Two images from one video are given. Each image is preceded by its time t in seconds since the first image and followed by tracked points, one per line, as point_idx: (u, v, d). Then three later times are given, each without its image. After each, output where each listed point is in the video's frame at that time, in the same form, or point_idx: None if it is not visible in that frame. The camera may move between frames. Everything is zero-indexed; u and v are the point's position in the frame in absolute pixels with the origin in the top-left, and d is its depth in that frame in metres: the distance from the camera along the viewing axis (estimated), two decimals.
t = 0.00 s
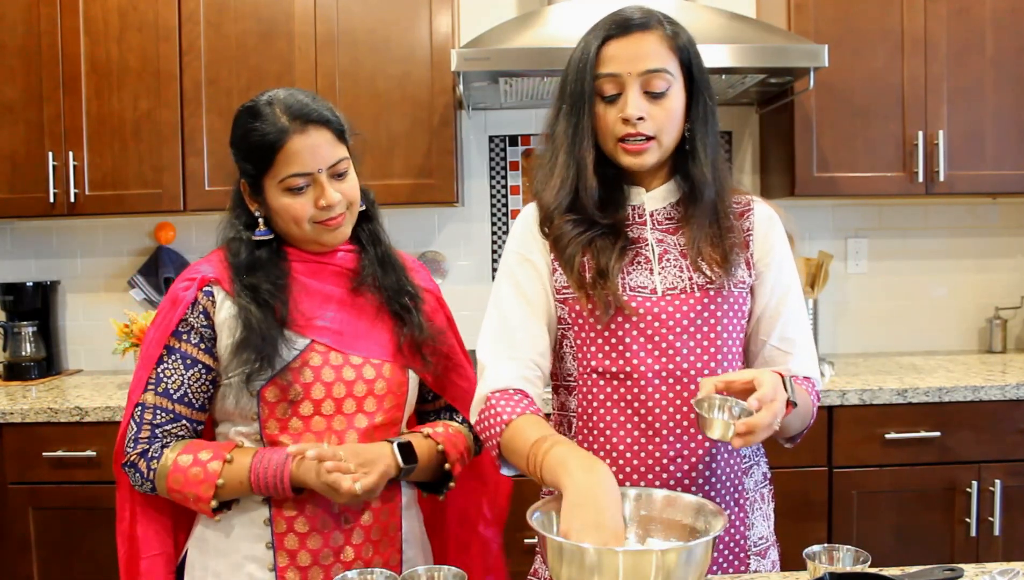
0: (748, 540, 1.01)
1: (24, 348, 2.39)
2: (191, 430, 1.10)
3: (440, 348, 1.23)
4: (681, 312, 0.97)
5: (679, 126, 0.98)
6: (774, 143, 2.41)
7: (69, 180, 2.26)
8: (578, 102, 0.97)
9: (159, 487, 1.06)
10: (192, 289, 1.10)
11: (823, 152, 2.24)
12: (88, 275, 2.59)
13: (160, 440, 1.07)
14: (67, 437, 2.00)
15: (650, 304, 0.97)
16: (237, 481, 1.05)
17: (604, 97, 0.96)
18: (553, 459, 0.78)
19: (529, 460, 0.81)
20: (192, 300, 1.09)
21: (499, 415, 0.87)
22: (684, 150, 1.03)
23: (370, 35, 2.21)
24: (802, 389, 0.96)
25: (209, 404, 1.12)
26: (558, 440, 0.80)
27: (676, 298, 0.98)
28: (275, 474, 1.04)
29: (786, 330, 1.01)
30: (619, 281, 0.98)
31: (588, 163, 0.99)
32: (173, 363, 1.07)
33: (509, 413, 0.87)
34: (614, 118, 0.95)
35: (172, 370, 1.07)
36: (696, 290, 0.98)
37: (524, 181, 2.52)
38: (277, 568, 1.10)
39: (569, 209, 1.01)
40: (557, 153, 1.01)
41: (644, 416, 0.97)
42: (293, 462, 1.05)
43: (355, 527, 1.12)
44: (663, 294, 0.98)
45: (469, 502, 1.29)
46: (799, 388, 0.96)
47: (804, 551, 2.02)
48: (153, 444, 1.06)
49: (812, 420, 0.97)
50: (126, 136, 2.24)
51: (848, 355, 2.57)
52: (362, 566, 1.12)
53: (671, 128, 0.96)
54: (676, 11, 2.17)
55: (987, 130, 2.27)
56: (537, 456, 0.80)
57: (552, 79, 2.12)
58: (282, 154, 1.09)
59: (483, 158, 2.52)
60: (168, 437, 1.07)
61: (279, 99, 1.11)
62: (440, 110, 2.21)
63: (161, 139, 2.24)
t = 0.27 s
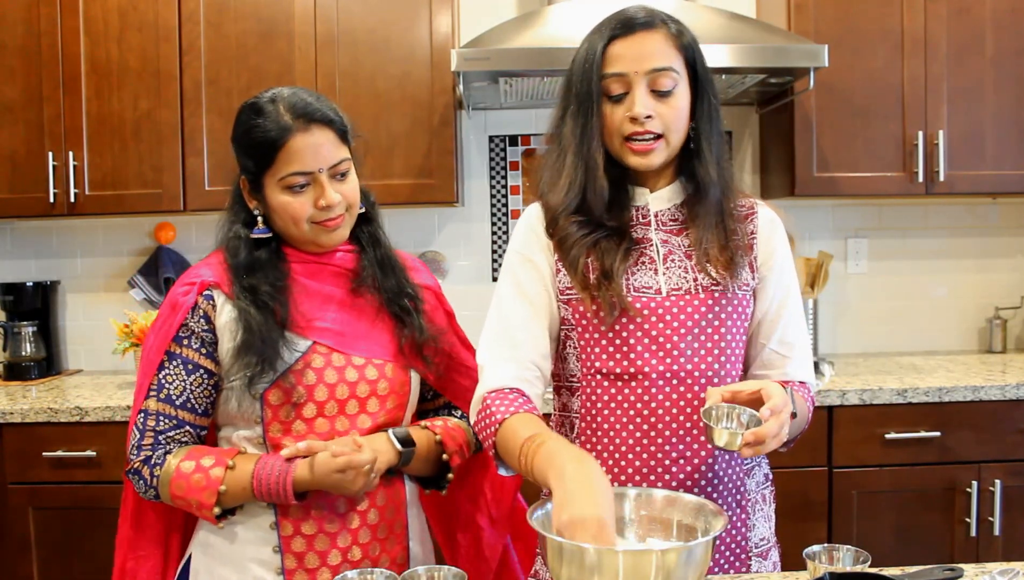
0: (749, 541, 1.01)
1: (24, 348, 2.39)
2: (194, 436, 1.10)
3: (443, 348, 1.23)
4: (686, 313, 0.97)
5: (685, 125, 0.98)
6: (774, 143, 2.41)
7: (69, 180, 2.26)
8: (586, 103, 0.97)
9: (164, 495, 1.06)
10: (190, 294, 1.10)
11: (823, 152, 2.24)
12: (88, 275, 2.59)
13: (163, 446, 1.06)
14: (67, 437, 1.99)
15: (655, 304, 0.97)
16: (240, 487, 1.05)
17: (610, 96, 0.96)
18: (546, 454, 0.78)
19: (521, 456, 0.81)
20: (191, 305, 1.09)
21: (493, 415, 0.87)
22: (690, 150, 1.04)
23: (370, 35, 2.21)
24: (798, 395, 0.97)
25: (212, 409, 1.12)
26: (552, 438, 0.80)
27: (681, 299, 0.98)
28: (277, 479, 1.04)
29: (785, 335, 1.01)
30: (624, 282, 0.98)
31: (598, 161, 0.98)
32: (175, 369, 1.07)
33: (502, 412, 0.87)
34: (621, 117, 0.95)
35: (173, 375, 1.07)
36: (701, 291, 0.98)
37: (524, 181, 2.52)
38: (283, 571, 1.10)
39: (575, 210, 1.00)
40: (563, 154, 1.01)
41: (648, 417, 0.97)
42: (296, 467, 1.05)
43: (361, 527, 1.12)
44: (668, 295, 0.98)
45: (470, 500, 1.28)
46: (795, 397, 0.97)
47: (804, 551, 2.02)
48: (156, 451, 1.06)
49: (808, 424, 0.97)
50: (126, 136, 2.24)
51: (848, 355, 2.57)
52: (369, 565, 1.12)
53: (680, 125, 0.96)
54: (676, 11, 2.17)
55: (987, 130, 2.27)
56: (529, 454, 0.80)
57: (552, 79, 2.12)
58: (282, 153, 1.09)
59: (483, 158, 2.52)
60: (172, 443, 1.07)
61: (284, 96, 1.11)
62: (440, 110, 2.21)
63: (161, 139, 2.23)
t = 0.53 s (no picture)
0: (749, 541, 1.01)
1: (24, 347, 2.39)
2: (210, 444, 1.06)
3: (433, 348, 1.25)
4: (684, 314, 0.97)
5: (670, 124, 0.97)
6: (774, 143, 2.41)
7: (69, 180, 2.26)
8: (576, 96, 0.99)
9: (185, 507, 1.02)
10: (200, 298, 1.07)
11: (823, 152, 2.24)
12: (88, 275, 2.59)
13: (182, 455, 1.02)
14: (67, 437, 1.99)
15: (653, 305, 0.97)
16: (271, 489, 1.03)
17: (597, 90, 0.97)
18: (570, 441, 0.78)
19: (541, 453, 0.81)
20: (201, 308, 1.06)
21: (502, 414, 0.87)
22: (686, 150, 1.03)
23: (370, 35, 2.21)
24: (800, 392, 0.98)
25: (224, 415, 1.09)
26: (570, 427, 0.81)
27: (680, 299, 0.98)
28: (314, 479, 1.03)
29: (785, 336, 1.02)
30: (621, 281, 0.98)
31: (592, 155, 1.00)
32: (188, 374, 1.04)
33: (512, 410, 0.87)
34: (601, 111, 0.96)
35: (188, 381, 1.03)
36: (699, 291, 0.98)
37: (524, 181, 2.52)
38: (308, 573, 1.08)
39: (571, 204, 1.02)
40: (561, 148, 1.03)
41: (647, 418, 0.97)
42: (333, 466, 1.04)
43: (378, 523, 1.13)
44: (666, 295, 0.98)
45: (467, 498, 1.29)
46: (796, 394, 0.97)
47: (804, 551, 2.02)
48: (174, 460, 1.01)
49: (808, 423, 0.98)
50: (126, 136, 2.24)
51: (849, 355, 2.57)
52: (387, 559, 1.13)
53: (658, 124, 0.96)
54: (676, 11, 2.17)
55: (987, 130, 2.27)
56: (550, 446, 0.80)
57: (552, 79, 2.12)
58: (289, 152, 1.08)
59: (483, 158, 2.52)
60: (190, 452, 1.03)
61: (290, 95, 1.11)
62: (440, 110, 2.21)
63: (161, 139, 2.23)
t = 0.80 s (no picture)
0: (749, 541, 1.01)
1: (24, 347, 2.39)
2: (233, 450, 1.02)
3: (422, 351, 1.27)
4: (685, 313, 0.97)
5: (676, 121, 0.98)
6: (774, 143, 2.41)
7: (69, 180, 2.26)
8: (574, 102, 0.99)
9: (213, 517, 1.00)
10: (219, 302, 1.03)
11: (823, 152, 2.24)
12: (88, 275, 2.59)
13: (208, 463, 0.98)
14: (67, 437, 1.99)
15: (654, 304, 0.97)
16: (306, 493, 1.02)
17: (598, 94, 0.97)
18: (566, 438, 0.82)
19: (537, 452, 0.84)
20: (222, 312, 1.03)
21: (502, 416, 0.90)
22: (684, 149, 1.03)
23: (371, 35, 2.21)
24: (794, 391, 0.98)
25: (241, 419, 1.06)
26: (568, 427, 0.84)
27: (680, 299, 0.98)
28: (350, 482, 1.04)
29: (785, 335, 1.02)
30: (622, 282, 0.98)
31: (586, 165, 1.01)
32: (212, 380, 1.00)
33: (511, 412, 0.90)
34: (608, 114, 0.95)
35: (211, 388, 1.00)
36: (700, 291, 0.98)
37: (524, 181, 2.52)
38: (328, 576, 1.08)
39: (571, 209, 1.02)
40: (559, 153, 1.03)
41: (648, 417, 0.97)
42: (369, 467, 1.05)
43: (389, 522, 1.15)
44: (667, 295, 0.98)
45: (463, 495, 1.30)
46: (791, 390, 0.98)
47: (804, 551, 2.02)
48: (202, 469, 0.98)
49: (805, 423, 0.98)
50: (126, 136, 2.24)
51: (849, 355, 2.57)
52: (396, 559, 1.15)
53: (670, 119, 0.96)
54: (676, 11, 2.17)
55: (987, 130, 2.27)
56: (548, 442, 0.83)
57: (552, 79, 2.12)
58: (303, 137, 1.10)
59: (483, 158, 2.52)
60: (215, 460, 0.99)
61: (288, 87, 1.12)
62: (440, 110, 2.21)
63: (161, 139, 2.24)
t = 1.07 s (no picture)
0: (747, 540, 1.01)
1: (24, 347, 2.39)
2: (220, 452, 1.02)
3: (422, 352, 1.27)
4: (679, 313, 0.97)
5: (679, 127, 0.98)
6: (774, 143, 2.41)
7: (69, 180, 2.26)
8: (577, 105, 0.97)
9: (195, 523, 0.97)
10: (209, 302, 1.02)
11: (823, 152, 2.24)
12: (88, 275, 2.59)
13: (194, 466, 0.98)
14: (67, 437, 1.99)
15: (648, 305, 0.97)
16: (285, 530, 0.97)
17: (604, 98, 0.96)
18: (554, 441, 0.81)
19: (527, 455, 0.83)
20: (212, 313, 1.02)
21: (495, 419, 0.89)
22: (682, 151, 1.03)
23: (370, 35, 2.21)
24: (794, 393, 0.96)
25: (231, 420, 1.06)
26: (558, 432, 0.83)
27: (675, 299, 0.98)
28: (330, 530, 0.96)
29: (783, 332, 1.01)
30: (616, 282, 0.98)
31: (585, 164, 0.99)
32: (199, 382, 0.99)
33: (503, 415, 0.89)
34: (614, 120, 0.95)
35: (197, 389, 0.99)
36: (694, 291, 0.98)
37: (524, 181, 2.52)
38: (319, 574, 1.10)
39: (567, 212, 1.01)
40: (557, 155, 1.01)
41: (644, 417, 0.97)
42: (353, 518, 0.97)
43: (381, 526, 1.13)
44: (662, 295, 0.98)
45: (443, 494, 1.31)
46: (792, 393, 0.96)
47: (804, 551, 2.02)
48: (190, 472, 0.98)
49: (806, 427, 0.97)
50: (126, 136, 2.24)
51: (849, 355, 2.57)
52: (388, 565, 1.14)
53: (671, 128, 0.96)
54: (676, 11, 2.17)
55: (988, 129, 2.27)
56: (535, 444, 0.83)
57: (552, 79, 2.12)
58: (301, 136, 1.10)
59: (483, 158, 2.52)
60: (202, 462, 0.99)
61: (288, 86, 1.12)
62: (440, 110, 2.21)
63: (160, 139, 2.23)
